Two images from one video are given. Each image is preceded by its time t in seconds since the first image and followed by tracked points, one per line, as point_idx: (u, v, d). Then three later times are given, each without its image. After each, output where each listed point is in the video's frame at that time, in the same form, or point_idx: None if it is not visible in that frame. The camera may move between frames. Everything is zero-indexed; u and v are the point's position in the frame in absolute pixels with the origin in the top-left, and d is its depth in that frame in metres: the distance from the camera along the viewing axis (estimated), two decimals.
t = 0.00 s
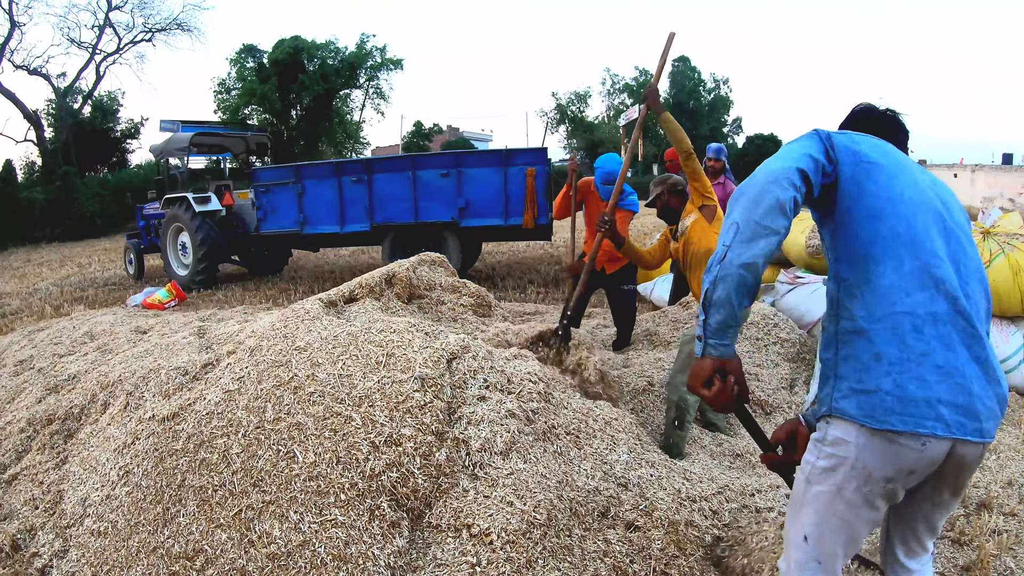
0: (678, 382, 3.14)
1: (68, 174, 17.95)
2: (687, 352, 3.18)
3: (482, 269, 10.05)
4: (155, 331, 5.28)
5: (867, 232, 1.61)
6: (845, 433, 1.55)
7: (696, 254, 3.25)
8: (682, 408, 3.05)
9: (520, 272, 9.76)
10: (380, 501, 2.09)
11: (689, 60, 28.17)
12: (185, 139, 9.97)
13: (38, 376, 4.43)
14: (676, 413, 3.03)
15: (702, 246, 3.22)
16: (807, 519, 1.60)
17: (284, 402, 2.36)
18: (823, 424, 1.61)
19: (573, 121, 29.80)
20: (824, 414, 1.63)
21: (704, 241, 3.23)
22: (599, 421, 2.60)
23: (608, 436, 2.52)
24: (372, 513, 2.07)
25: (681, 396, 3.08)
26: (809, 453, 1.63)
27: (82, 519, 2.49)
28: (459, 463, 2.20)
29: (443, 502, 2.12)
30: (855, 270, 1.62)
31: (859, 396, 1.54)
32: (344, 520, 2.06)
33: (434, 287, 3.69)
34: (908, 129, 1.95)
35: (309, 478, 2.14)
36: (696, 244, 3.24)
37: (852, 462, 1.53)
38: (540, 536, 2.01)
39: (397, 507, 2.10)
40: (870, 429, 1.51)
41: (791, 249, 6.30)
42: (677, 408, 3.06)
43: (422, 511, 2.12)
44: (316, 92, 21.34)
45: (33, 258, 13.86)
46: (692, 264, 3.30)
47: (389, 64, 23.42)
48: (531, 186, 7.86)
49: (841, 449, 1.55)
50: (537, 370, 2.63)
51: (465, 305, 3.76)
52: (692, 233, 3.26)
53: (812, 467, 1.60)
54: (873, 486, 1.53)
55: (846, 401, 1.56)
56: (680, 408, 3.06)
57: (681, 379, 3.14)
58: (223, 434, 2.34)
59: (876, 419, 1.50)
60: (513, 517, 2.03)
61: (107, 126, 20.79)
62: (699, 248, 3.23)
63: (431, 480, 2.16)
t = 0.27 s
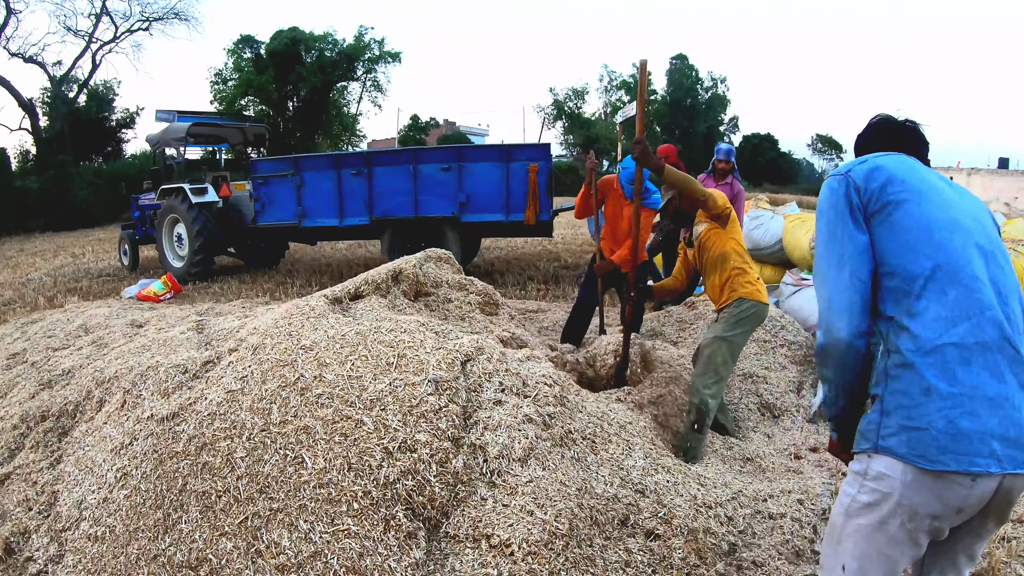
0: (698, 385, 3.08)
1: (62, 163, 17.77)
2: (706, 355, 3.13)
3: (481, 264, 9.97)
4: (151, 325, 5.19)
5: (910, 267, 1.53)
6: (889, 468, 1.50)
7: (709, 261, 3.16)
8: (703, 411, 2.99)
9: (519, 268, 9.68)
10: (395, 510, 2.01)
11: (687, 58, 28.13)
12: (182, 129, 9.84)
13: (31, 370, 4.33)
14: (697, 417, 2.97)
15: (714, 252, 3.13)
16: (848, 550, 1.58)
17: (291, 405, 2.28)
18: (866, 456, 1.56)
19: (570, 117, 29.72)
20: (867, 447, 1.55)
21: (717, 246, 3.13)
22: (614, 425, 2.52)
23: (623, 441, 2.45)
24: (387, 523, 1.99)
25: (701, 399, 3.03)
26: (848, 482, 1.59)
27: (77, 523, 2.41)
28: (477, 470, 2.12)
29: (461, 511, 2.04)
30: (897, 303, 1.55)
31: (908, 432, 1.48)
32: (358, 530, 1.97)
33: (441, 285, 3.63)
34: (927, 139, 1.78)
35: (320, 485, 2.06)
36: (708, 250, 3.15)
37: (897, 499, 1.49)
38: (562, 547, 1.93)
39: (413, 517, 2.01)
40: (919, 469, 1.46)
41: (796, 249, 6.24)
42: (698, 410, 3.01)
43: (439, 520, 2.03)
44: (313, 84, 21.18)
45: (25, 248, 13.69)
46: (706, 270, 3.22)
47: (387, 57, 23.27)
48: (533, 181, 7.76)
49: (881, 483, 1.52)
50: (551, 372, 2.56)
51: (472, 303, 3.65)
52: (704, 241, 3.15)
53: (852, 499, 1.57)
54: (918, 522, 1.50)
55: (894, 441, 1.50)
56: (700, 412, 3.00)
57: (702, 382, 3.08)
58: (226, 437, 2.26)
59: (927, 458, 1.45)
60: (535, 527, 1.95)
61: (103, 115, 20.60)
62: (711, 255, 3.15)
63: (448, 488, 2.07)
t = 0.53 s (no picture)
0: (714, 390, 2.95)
1: (54, 151, 17.54)
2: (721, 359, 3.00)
3: (480, 260, 9.87)
4: (145, 320, 5.07)
5: (977, 274, 1.52)
6: (945, 490, 1.48)
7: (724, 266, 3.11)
8: (720, 416, 2.86)
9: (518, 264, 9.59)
10: (416, 528, 1.94)
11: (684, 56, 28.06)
12: (179, 118, 9.61)
13: (22, 366, 4.21)
14: (714, 421, 2.83)
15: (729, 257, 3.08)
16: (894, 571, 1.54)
17: (301, 412, 2.20)
18: (919, 478, 1.55)
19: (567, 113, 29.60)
20: (921, 467, 1.54)
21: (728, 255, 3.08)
22: (634, 435, 2.45)
23: (643, 452, 2.38)
24: (408, 542, 1.91)
25: (718, 404, 2.89)
26: (896, 503, 1.57)
27: (74, 532, 2.32)
28: (500, 485, 2.06)
29: (485, 529, 1.98)
30: (961, 314, 1.53)
31: (967, 453, 1.47)
32: (377, 550, 1.90)
33: (449, 285, 3.66)
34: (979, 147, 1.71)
35: (334, 500, 1.98)
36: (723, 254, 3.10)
37: (953, 522, 1.47)
38: (590, 566, 1.86)
39: (436, 535, 1.95)
40: (978, 490, 1.45)
41: (799, 253, 6.20)
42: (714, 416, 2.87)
43: (462, 538, 1.97)
44: (309, 75, 20.99)
45: (16, 236, 13.49)
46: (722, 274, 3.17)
47: (384, 49, 23.07)
48: (536, 179, 7.63)
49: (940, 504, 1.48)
50: (569, 381, 2.50)
51: (481, 305, 3.66)
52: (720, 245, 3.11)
53: (903, 521, 1.54)
54: (971, 543, 1.48)
55: (953, 460, 1.49)
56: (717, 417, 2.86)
57: (716, 387, 2.95)
58: (230, 446, 2.17)
59: (987, 480, 1.44)
60: (563, 546, 1.88)
61: (96, 103, 20.34)
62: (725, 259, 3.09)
63: (471, 504, 2.01)
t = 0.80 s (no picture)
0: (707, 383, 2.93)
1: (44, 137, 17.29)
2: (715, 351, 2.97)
3: (474, 255, 9.80)
4: (136, 313, 4.98)
5: None
6: (986, 500, 1.41)
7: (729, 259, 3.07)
8: (713, 410, 2.84)
9: (512, 260, 9.52)
10: (424, 542, 1.89)
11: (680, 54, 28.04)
12: (171, 106, 9.43)
13: (8, 359, 4.12)
14: (707, 416, 2.83)
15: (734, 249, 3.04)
16: None
17: (300, 417, 2.15)
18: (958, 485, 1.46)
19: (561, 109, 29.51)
20: (961, 464, 1.46)
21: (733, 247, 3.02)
22: (639, 443, 2.42)
23: (650, 459, 2.35)
24: (415, 557, 1.87)
25: (713, 398, 2.87)
26: (932, 515, 1.48)
27: (62, 537, 2.27)
28: (509, 497, 2.02)
29: (493, 542, 1.94)
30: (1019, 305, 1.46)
31: (1010, 456, 1.41)
32: (382, 564, 1.86)
33: (450, 284, 3.64)
34: None
35: (336, 512, 1.94)
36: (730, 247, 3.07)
37: (989, 533, 1.40)
38: None
39: (443, 550, 1.90)
40: (1017, 499, 1.39)
41: (797, 255, 6.18)
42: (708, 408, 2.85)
43: (470, 553, 1.92)
44: (303, 64, 20.78)
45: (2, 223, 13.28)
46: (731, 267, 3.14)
47: (379, 40, 22.88)
48: (533, 174, 7.57)
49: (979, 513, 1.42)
50: (576, 388, 2.46)
51: (481, 304, 3.65)
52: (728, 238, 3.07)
53: (939, 532, 1.46)
54: (1004, 556, 1.41)
55: (994, 459, 1.42)
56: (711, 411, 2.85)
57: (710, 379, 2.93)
58: (225, 451, 2.13)
59: None
60: (574, 559, 1.87)
61: (87, 89, 20.06)
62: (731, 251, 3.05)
63: (479, 517, 1.97)
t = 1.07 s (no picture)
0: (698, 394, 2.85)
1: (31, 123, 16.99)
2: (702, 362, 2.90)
3: (465, 252, 9.70)
4: (119, 307, 4.85)
5: None
6: None
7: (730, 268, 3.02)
8: (708, 419, 2.75)
9: (504, 258, 9.44)
10: (415, 563, 1.82)
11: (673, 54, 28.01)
12: (161, 94, 9.30)
13: None
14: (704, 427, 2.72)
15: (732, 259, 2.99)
16: None
17: (285, 426, 2.07)
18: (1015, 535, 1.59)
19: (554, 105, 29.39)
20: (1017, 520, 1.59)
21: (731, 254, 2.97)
22: (638, 454, 2.35)
23: (649, 472, 2.28)
24: None
25: (705, 407, 2.79)
26: (985, 558, 1.64)
27: (36, 545, 2.17)
28: (504, 515, 1.94)
29: (487, 564, 1.86)
30: None
31: None
32: None
33: (442, 284, 3.54)
34: None
35: (321, 529, 1.86)
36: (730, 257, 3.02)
37: None
38: None
39: (435, 572, 1.83)
40: None
41: (793, 260, 6.15)
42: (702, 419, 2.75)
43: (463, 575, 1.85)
44: (295, 55, 20.56)
45: None
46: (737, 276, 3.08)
47: (374, 32, 22.65)
48: (527, 171, 7.44)
49: None
50: (572, 397, 2.39)
51: (474, 306, 3.54)
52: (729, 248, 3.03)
53: None
54: None
55: None
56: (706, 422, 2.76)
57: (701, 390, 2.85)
58: (205, 460, 2.04)
59: None
60: None
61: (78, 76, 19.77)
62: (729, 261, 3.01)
63: (474, 537, 1.89)
